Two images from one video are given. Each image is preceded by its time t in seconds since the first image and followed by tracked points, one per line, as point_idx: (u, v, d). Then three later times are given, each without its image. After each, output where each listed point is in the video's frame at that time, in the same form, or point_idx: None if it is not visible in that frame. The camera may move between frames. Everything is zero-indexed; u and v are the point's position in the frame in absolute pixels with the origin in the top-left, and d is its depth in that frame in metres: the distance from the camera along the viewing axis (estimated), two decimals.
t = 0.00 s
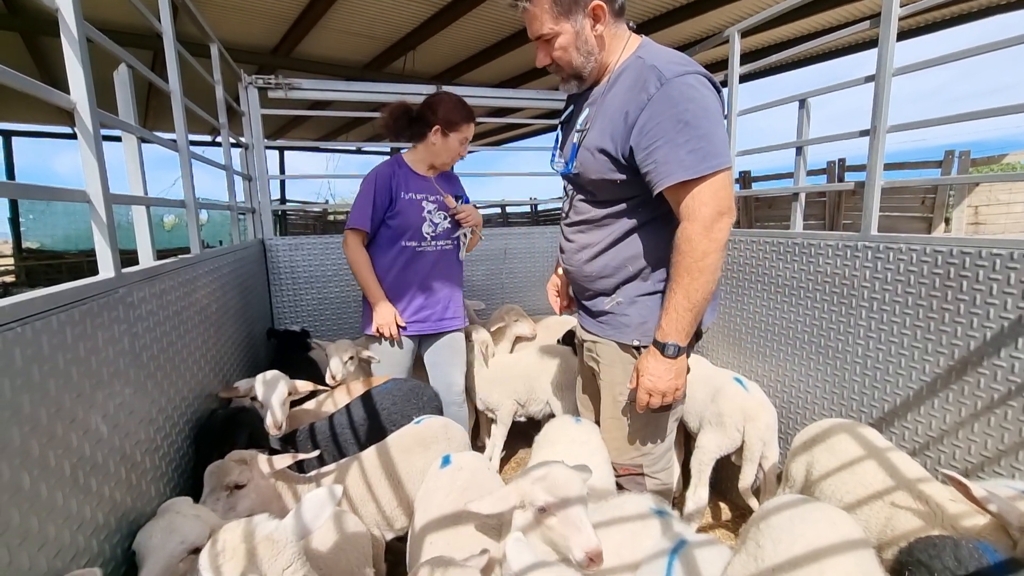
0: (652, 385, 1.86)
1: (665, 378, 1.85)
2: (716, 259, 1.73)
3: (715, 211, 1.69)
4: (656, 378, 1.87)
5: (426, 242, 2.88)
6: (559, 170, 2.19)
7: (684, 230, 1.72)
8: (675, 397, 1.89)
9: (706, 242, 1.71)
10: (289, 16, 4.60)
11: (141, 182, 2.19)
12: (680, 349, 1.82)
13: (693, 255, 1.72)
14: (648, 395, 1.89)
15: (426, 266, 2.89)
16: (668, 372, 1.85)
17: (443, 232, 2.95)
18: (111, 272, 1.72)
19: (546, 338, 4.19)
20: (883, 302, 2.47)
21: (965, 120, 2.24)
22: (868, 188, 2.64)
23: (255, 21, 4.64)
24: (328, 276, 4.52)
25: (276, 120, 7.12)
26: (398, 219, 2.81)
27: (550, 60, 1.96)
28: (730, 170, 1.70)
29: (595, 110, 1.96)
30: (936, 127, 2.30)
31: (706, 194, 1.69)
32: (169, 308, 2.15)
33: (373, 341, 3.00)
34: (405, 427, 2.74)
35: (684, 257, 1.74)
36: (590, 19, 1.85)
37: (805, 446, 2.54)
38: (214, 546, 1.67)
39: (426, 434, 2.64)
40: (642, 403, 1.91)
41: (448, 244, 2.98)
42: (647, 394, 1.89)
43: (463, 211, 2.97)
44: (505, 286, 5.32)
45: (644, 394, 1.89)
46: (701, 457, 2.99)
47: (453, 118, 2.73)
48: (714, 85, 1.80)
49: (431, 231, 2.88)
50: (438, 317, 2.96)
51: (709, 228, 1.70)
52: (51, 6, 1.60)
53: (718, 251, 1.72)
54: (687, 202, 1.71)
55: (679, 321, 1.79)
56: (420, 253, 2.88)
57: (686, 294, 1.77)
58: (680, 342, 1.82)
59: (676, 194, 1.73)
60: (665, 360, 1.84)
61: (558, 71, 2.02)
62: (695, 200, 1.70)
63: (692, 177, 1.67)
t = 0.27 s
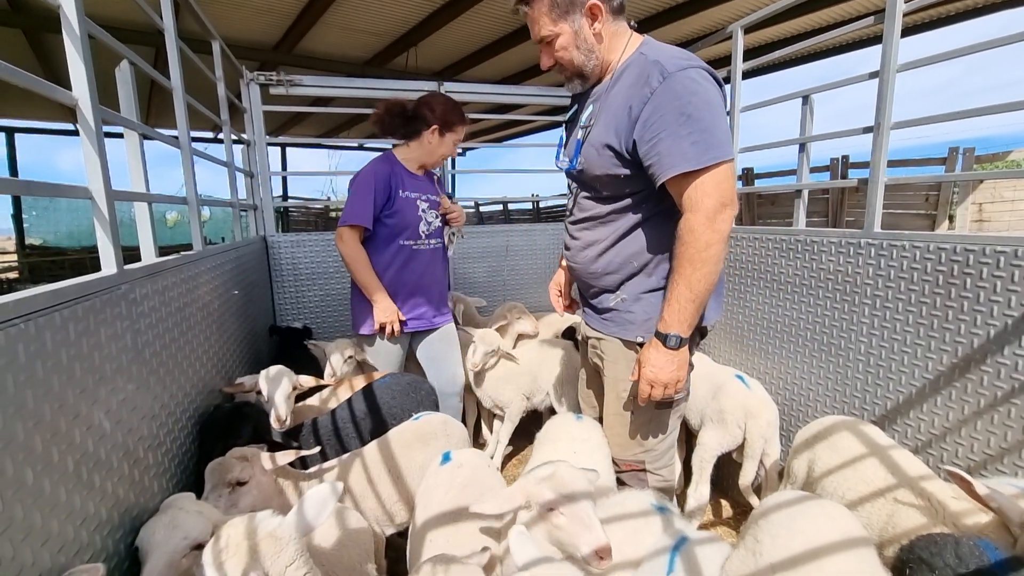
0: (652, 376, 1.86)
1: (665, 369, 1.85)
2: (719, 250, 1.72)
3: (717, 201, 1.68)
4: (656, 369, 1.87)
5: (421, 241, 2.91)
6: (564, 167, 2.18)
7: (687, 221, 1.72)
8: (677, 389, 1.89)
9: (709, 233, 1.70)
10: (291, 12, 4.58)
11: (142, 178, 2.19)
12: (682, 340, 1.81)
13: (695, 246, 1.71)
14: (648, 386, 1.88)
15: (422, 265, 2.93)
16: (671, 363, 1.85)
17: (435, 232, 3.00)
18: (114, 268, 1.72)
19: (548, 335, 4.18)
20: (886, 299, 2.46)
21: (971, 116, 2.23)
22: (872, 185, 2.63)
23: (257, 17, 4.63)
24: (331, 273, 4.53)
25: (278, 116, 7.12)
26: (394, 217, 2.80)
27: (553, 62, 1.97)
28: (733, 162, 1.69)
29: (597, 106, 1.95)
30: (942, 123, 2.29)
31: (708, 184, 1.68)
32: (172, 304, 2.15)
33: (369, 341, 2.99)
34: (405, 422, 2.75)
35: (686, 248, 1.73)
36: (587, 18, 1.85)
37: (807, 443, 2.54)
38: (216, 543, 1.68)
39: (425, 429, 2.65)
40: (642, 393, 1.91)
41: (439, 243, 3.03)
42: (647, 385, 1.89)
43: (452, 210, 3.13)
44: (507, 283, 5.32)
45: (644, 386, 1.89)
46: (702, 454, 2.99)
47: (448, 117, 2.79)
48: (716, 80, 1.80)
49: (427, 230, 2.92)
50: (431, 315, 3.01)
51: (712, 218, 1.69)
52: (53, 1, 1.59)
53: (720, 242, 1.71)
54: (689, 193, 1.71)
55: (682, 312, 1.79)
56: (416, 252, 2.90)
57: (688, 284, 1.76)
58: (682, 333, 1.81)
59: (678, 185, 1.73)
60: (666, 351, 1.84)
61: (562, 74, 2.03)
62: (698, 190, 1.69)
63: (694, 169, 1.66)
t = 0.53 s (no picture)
0: (657, 357, 1.86)
1: (668, 350, 1.85)
2: (711, 228, 1.71)
3: (707, 177, 1.68)
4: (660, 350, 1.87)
5: (421, 236, 2.91)
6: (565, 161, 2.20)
7: (678, 200, 1.72)
8: (683, 370, 1.88)
9: (700, 209, 1.70)
10: (293, 9, 4.58)
11: (145, 176, 2.19)
12: (682, 320, 1.80)
13: (687, 224, 1.71)
14: (654, 367, 1.89)
15: (423, 260, 2.93)
16: (676, 343, 1.84)
17: (434, 226, 2.99)
18: (116, 266, 1.72)
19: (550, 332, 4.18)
20: (889, 297, 2.45)
21: (975, 113, 2.22)
22: (875, 182, 2.62)
23: (259, 15, 4.63)
24: (332, 270, 4.54)
25: (280, 114, 7.13)
26: (393, 213, 2.80)
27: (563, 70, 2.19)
28: (722, 141, 1.69)
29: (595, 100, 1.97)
30: (946, 121, 2.28)
31: (697, 161, 1.68)
32: (175, 302, 2.15)
33: (371, 337, 2.98)
34: (406, 419, 2.76)
35: (679, 227, 1.73)
36: (567, 40, 1.96)
37: (810, 441, 2.54)
38: (220, 540, 1.69)
39: (426, 425, 2.65)
40: (648, 375, 1.91)
41: (439, 238, 3.02)
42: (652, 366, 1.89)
43: (452, 205, 3.06)
44: (509, 281, 5.32)
45: (649, 366, 1.89)
46: (704, 452, 3.00)
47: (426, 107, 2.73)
48: (707, 70, 1.81)
49: (425, 225, 2.92)
50: (434, 311, 3.02)
51: (702, 195, 1.69)
52: None
53: (712, 220, 1.71)
54: (678, 170, 1.71)
55: (678, 292, 1.78)
56: (416, 247, 2.89)
57: (682, 263, 1.75)
58: (682, 313, 1.80)
59: (669, 165, 1.73)
60: (668, 333, 1.83)
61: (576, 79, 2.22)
62: (688, 168, 1.69)
63: (683, 147, 1.67)
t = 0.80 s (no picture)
0: (624, 331, 1.92)
1: (633, 324, 1.90)
2: (675, 206, 1.79)
3: (671, 155, 1.77)
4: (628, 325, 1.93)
5: (413, 236, 2.90)
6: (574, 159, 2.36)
7: (645, 178, 1.82)
8: (647, 347, 1.91)
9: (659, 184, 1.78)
10: (294, 7, 4.58)
11: (146, 173, 2.19)
12: (643, 295, 1.85)
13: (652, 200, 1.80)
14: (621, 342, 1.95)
15: (417, 260, 2.92)
16: (637, 320, 1.89)
17: (431, 224, 2.95)
18: (118, 264, 1.73)
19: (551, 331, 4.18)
20: (891, 296, 2.45)
21: (979, 111, 2.21)
22: (878, 181, 2.61)
23: (260, 13, 4.63)
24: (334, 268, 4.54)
25: (281, 112, 7.13)
26: (384, 217, 2.87)
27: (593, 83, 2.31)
28: (689, 125, 1.78)
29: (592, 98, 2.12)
30: (950, 118, 2.27)
31: (665, 141, 1.78)
32: (176, 300, 2.16)
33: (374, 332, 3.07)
34: (406, 416, 2.76)
35: (645, 204, 1.82)
36: (578, 51, 2.07)
37: (812, 440, 2.53)
38: (223, 538, 1.69)
39: (426, 423, 2.65)
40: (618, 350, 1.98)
41: (436, 235, 2.97)
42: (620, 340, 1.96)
43: (446, 202, 2.92)
44: (510, 279, 5.31)
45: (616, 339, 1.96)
46: (705, 450, 2.99)
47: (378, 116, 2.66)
48: (690, 67, 1.92)
49: (417, 224, 2.89)
50: (434, 309, 3.00)
51: (667, 173, 1.77)
52: None
53: (673, 196, 1.78)
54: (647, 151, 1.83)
55: (642, 266, 1.85)
56: (410, 248, 2.90)
57: (644, 236, 1.83)
58: (644, 287, 1.85)
59: (641, 147, 1.84)
60: (633, 307, 1.89)
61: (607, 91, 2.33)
62: (657, 148, 1.80)
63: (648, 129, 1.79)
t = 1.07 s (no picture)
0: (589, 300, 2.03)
1: (595, 297, 2.00)
2: (654, 200, 1.81)
3: (654, 151, 1.80)
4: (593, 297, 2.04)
5: (392, 237, 2.89)
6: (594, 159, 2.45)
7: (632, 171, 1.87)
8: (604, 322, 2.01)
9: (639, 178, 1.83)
10: (294, 6, 4.58)
11: (146, 173, 2.19)
12: (609, 275, 1.94)
13: (632, 192, 1.84)
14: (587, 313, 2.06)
15: (400, 261, 2.91)
16: (597, 291, 1.99)
17: (413, 223, 2.90)
18: (118, 263, 1.73)
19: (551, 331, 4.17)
20: (891, 296, 2.45)
21: (980, 110, 2.21)
22: (879, 181, 2.61)
23: (260, 12, 4.63)
24: (334, 267, 4.54)
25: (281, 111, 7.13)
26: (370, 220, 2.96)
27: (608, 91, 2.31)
28: (679, 124, 1.79)
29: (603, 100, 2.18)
30: (951, 118, 2.27)
31: (651, 138, 1.80)
32: (176, 299, 2.16)
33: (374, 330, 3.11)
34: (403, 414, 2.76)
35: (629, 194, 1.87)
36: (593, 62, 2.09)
37: (811, 440, 2.54)
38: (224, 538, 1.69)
39: (422, 422, 2.65)
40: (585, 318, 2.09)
41: (417, 235, 2.90)
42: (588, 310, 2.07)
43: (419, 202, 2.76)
44: (510, 278, 5.31)
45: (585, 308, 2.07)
46: (704, 450, 2.99)
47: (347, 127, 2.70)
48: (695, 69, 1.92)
49: (395, 225, 2.88)
50: (423, 308, 2.98)
51: (651, 167, 1.80)
52: None
53: (653, 191, 1.81)
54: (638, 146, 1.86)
55: (617, 250, 1.91)
56: (392, 249, 2.92)
57: (621, 224, 1.89)
58: (613, 269, 1.93)
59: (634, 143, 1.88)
60: (603, 284, 1.97)
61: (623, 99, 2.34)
62: (648, 144, 1.82)
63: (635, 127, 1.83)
